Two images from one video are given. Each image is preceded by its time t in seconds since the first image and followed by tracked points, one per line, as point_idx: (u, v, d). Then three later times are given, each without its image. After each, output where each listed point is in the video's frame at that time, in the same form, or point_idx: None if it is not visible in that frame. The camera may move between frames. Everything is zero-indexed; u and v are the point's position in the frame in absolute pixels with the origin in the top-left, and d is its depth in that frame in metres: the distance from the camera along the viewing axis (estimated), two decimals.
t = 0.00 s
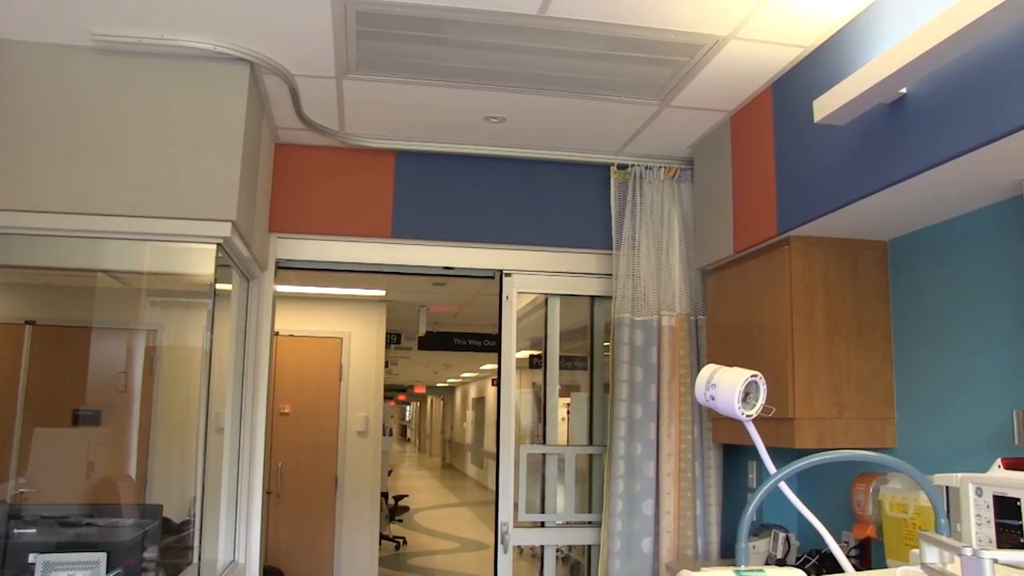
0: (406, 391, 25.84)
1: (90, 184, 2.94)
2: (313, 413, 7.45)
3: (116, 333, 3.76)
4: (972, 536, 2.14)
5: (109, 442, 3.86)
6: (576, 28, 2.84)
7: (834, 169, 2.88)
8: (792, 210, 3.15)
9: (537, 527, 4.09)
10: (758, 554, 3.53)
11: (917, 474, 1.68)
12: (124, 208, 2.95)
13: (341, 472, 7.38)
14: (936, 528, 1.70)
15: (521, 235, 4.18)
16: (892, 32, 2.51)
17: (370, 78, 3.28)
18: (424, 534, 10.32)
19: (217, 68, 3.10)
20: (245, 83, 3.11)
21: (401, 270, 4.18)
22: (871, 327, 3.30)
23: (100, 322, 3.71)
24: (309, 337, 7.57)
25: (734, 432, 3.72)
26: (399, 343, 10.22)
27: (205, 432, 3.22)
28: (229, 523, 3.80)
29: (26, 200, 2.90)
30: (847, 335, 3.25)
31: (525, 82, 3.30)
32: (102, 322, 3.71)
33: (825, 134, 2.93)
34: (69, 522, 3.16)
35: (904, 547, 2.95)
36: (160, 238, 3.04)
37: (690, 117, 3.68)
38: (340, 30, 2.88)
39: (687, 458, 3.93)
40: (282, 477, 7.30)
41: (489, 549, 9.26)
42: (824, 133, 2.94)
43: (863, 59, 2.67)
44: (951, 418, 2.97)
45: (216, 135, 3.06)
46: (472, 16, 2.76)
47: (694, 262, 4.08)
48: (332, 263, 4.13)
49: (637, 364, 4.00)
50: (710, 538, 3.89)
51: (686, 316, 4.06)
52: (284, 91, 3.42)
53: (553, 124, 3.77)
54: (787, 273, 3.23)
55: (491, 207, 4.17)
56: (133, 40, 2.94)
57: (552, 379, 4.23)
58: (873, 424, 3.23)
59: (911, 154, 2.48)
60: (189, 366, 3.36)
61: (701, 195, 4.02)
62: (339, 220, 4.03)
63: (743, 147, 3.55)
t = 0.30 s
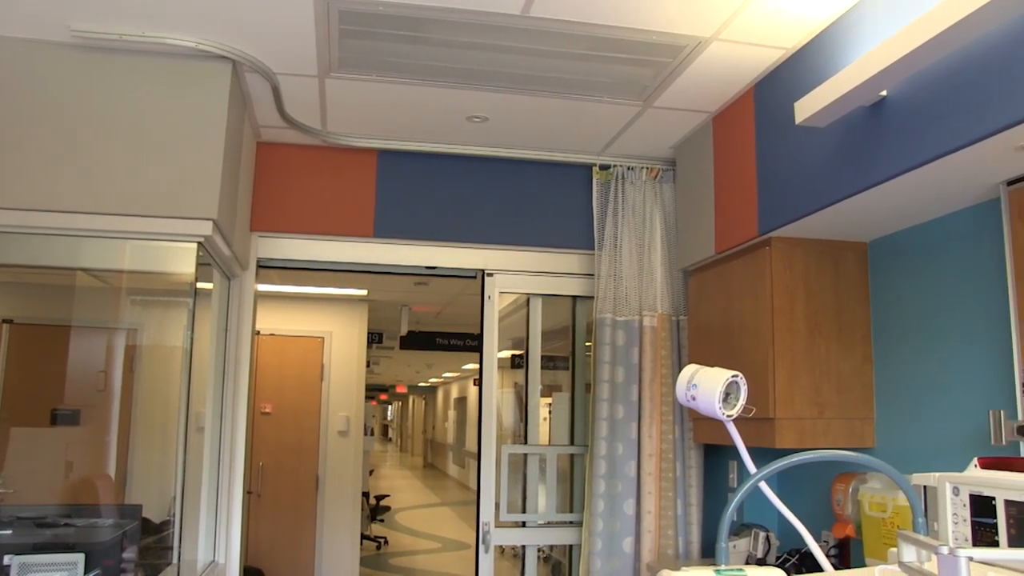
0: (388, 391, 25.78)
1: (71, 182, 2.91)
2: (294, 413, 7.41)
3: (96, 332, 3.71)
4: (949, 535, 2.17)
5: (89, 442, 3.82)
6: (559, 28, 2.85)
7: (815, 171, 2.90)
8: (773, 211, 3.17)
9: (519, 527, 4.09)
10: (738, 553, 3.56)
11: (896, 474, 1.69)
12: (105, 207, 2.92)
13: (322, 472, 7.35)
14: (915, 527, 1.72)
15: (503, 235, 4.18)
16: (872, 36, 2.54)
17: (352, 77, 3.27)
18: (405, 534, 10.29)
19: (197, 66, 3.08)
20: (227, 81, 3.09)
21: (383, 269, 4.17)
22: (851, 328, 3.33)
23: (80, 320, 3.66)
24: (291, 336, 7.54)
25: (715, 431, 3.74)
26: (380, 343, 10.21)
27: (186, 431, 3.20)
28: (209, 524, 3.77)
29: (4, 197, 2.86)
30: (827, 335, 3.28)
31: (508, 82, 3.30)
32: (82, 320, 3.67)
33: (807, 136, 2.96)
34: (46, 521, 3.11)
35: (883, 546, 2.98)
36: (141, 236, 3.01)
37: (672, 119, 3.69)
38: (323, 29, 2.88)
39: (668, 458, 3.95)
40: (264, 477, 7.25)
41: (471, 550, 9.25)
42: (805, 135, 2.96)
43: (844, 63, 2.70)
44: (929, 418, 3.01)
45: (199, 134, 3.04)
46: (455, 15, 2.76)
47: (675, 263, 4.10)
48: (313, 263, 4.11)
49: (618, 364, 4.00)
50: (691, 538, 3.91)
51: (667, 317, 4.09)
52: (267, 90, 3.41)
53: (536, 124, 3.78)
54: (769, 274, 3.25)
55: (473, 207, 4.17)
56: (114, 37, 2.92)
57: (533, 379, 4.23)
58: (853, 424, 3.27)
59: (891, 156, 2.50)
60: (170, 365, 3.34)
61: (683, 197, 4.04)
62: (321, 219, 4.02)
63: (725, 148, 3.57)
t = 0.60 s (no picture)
0: (369, 391, 25.68)
1: (49, 178, 2.88)
2: (274, 412, 7.37)
3: (74, 331, 3.65)
4: (926, 535, 2.20)
5: (68, 442, 3.72)
6: (541, 28, 2.85)
7: (795, 173, 2.93)
8: (753, 213, 3.20)
9: (499, 527, 4.10)
10: (718, 553, 3.58)
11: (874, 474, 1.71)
12: (84, 204, 2.89)
13: (303, 472, 7.32)
14: (892, 526, 1.74)
15: (484, 234, 4.18)
16: (852, 39, 2.57)
17: (333, 75, 3.25)
18: (386, 534, 10.25)
19: (177, 63, 3.06)
20: (207, 79, 3.07)
21: (364, 268, 4.16)
22: (831, 328, 3.36)
23: (59, 318, 3.58)
24: (271, 336, 7.50)
25: (695, 431, 3.76)
26: (362, 342, 10.19)
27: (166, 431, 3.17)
28: (188, 524, 3.75)
29: None
30: (807, 336, 3.31)
31: (491, 81, 3.30)
32: (60, 318, 3.58)
33: (787, 138, 2.98)
34: (24, 523, 3.08)
35: (861, 545, 3.02)
36: (120, 234, 2.99)
37: (653, 119, 3.71)
38: (305, 27, 2.86)
39: (649, 458, 3.97)
40: (244, 477, 7.21)
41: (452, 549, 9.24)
42: (786, 137, 2.99)
43: (824, 65, 2.72)
44: (907, 418, 3.04)
45: (179, 131, 3.02)
46: (439, 14, 2.76)
47: (656, 263, 4.12)
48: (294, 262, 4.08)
49: (600, 364, 4.01)
50: (672, 537, 3.94)
51: (648, 317, 4.10)
52: (248, 88, 3.39)
53: (518, 125, 3.78)
54: (750, 276, 3.27)
55: (455, 206, 4.17)
56: (93, 34, 2.90)
57: (514, 379, 4.24)
58: (833, 424, 3.30)
59: (870, 158, 2.53)
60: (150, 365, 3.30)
61: (664, 198, 4.06)
62: (302, 218, 4.00)
63: (706, 149, 3.59)
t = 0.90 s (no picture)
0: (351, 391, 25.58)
1: (28, 176, 2.84)
2: (256, 412, 7.33)
3: (53, 329, 3.53)
4: (905, 534, 2.22)
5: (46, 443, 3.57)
6: (524, 28, 2.86)
7: (776, 174, 2.95)
8: (734, 214, 3.22)
9: (481, 526, 4.10)
10: (699, 553, 3.60)
11: (854, 475, 1.73)
12: (63, 201, 2.86)
13: (285, 472, 7.27)
14: (872, 525, 1.77)
15: (467, 234, 4.18)
16: (833, 42, 2.60)
17: (316, 74, 3.24)
18: (368, 534, 10.21)
19: (157, 60, 3.03)
20: (189, 76, 3.05)
21: (346, 268, 4.15)
22: (811, 329, 3.39)
23: (38, 316, 3.43)
24: (253, 335, 7.45)
25: (677, 431, 3.78)
26: (343, 342, 10.15)
27: (145, 430, 3.15)
28: (169, 524, 3.72)
29: None
30: (788, 337, 3.33)
31: (474, 81, 3.30)
32: (39, 317, 3.45)
33: (768, 140, 3.00)
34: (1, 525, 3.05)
35: (841, 544, 3.05)
36: (100, 233, 2.96)
37: (636, 120, 3.72)
38: (287, 25, 2.85)
39: (631, 457, 3.98)
40: (225, 477, 7.17)
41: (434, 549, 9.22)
42: (767, 139, 3.01)
43: (806, 67, 2.74)
44: (886, 418, 3.08)
45: (160, 128, 2.99)
46: (422, 13, 2.75)
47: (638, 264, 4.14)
48: (275, 261, 4.06)
49: (581, 364, 4.02)
50: (653, 537, 3.95)
51: (630, 317, 4.12)
52: (229, 86, 3.37)
53: (501, 125, 3.79)
54: (731, 276, 3.29)
55: (437, 206, 4.16)
56: (73, 30, 2.87)
57: (496, 379, 4.23)
58: (813, 424, 3.33)
59: (851, 160, 2.56)
60: (130, 364, 3.27)
61: (646, 199, 4.08)
62: (284, 217, 3.98)
63: (688, 150, 3.61)
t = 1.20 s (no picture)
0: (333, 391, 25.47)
1: (7, 173, 2.81)
2: (238, 412, 7.28)
3: (35, 328, 3.48)
4: (886, 533, 2.25)
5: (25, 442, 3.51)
6: (509, 28, 2.86)
7: (759, 175, 2.97)
8: (717, 215, 3.24)
9: (464, 526, 4.09)
10: (681, 552, 3.62)
11: (835, 474, 1.75)
12: (43, 199, 2.83)
13: (267, 472, 7.23)
14: (852, 525, 1.78)
15: (451, 234, 4.18)
16: (816, 45, 2.62)
17: (299, 73, 3.23)
18: (350, 534, 10.18)
19: (139, 57, 3.01)
20: (171, 73, 3.03)
21: (330, 267, 4.13)
22: (793, 330, 3.41)
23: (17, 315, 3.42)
24: (235, 334, 7.41)
25: (659, 431, 3.80)
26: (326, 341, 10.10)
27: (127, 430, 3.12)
28: (151, 524, 3.69)
29: None
30: (770, 337, 3.36)
31: (459, 81, 3.30)
32: (19, 315, 3.42)
33: (751, 142, 3.02)
34: None
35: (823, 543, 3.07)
36: (81, 231, 2.93)
37: (619, 120, 3.73)
38: (271, 24, 2.84)
39: (613, 457, 4.00)
40: (206, 477, 7.12)
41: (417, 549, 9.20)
42: (750, 140, 3.03)
43: (789, 70, 2.76)
44: (867, 418, 3.11)
45: (142, 126, 2.97)
46: (407, 13, 2.75)
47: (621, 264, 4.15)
48: (258, 260, 4.04)
49: (564, 364, 4.03)
50: (636, 537, 3.97)
51: (613, 317, 4.13)
52: (212, 85, 3.35)
53: (485, 124, 3.79)
54: (714, 277, 3.31)
55: (421, 205, 4.15)
56: (54, 27, 2.84)
57: (479, 379, 4.23)
58: (795, 424, 3.35)
59: (833, 162, 2.58)
60: (110, 363, 3.24)
61: (629, 199, 4.09)
62: (267, 216, 3.96)
63: (671, 151, 3.63)
